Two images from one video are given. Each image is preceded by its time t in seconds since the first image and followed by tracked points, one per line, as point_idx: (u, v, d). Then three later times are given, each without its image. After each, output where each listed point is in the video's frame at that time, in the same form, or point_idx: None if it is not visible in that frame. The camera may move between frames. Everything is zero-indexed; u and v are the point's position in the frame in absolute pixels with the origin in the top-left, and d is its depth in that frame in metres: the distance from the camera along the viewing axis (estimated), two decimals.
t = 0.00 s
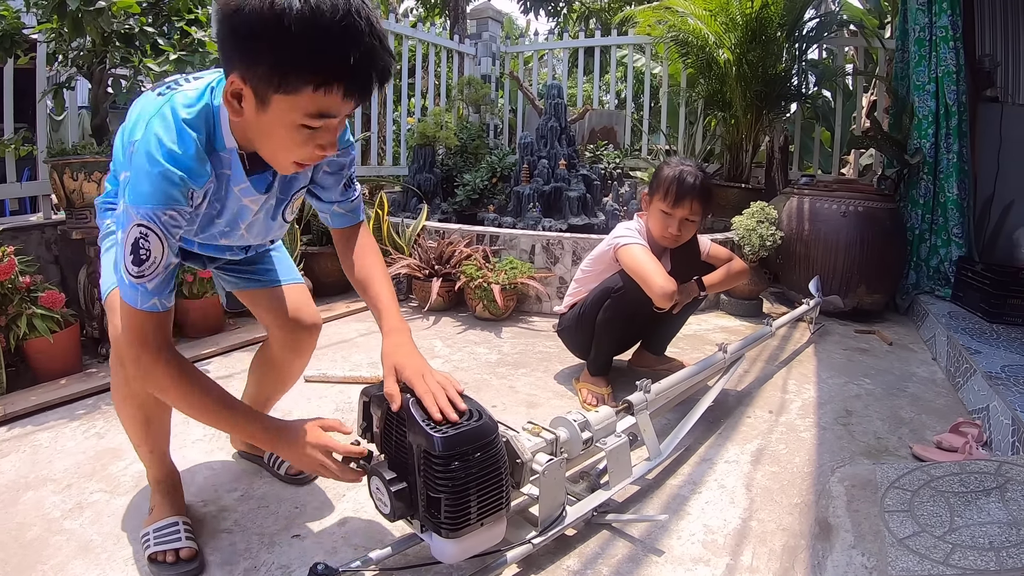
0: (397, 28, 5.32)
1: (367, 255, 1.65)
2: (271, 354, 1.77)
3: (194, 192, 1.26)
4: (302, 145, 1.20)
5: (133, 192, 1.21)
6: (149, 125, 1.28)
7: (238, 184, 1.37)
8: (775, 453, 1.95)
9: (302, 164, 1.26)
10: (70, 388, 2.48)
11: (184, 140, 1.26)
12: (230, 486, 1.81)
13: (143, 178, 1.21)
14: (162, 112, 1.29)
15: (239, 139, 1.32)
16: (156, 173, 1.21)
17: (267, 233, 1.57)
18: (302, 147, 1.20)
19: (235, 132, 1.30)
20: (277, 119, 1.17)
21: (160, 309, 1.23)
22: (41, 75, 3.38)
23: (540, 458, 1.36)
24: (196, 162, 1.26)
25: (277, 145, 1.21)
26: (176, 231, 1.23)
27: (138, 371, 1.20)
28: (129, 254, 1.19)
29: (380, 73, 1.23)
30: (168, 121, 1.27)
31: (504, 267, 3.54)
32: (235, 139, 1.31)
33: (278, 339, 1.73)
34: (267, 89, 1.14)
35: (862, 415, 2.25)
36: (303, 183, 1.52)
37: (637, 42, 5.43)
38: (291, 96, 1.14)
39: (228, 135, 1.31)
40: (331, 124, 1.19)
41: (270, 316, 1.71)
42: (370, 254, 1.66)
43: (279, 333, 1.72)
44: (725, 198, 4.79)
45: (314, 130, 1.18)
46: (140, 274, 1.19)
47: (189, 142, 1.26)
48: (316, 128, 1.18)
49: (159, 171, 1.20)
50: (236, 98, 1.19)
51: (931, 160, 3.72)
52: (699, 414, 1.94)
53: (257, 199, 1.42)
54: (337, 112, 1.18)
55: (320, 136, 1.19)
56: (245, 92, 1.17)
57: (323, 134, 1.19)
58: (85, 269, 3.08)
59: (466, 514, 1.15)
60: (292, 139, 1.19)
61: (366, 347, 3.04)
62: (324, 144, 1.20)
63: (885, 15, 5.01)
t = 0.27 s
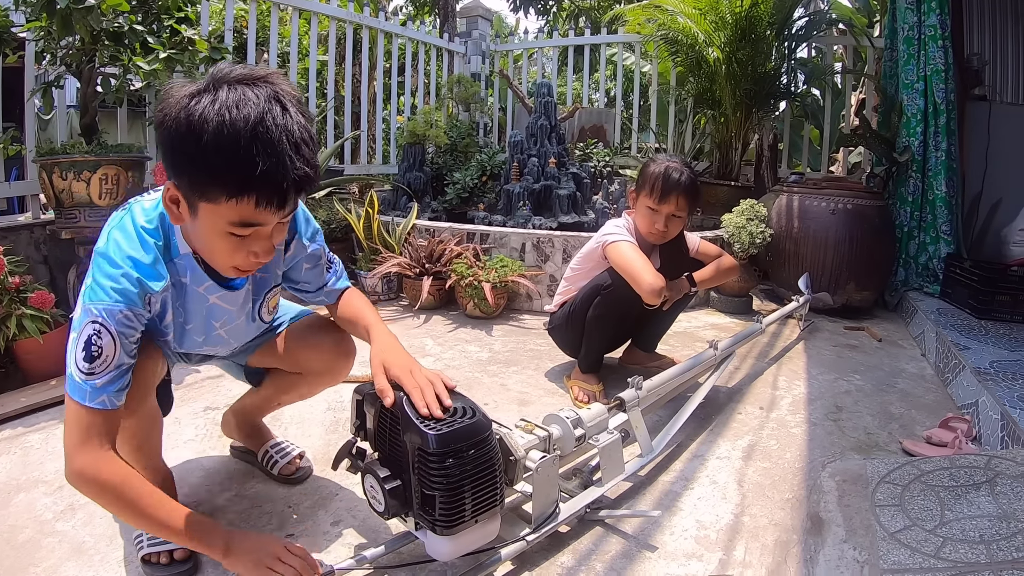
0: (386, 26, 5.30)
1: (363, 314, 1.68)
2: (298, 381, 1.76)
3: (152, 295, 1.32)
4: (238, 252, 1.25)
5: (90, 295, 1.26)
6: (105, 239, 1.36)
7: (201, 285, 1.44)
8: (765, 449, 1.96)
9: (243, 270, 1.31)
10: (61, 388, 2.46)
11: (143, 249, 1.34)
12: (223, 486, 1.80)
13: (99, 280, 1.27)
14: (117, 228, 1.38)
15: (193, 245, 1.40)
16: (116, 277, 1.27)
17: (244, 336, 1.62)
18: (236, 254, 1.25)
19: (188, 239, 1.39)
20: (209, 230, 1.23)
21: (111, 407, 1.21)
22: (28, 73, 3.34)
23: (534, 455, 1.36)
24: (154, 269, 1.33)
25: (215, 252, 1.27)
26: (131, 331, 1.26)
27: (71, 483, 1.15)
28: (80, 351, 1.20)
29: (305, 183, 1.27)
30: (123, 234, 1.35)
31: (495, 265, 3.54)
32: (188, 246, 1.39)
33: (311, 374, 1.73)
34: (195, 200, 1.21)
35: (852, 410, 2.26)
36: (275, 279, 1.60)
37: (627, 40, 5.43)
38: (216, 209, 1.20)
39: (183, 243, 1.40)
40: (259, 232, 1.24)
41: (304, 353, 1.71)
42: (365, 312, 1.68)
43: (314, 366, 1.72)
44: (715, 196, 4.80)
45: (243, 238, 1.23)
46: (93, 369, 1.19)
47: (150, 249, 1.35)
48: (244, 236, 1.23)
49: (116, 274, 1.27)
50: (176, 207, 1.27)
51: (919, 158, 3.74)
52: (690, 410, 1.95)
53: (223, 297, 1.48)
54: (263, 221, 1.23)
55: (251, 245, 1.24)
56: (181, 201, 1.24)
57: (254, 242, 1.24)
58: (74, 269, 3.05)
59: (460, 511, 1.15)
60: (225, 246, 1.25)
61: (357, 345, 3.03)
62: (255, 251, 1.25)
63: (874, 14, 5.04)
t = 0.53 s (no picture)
0: (365, 21, 5.25)
1: (345, 304, 1.66)
2: (278, 361, 1.76)
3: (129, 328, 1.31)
4: (235, 256, 1.26)
5: (66, 338, 1.23)
6: (72, 284, 1.33)
7: (178, 318, 1.42)
8: (749, 440, 1.97)
9: (237, 278, 1.32)
10: (39, 391, 2.40)
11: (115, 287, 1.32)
12: (207, 487, 1.77)
13: (75, 320, 1.25)
14: (83, 271, 1.34)
15: (165, 279, 1.39)
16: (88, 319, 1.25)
17: (230, 361, 1.61)
18: (232, 262, 1.26)
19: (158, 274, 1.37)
20: (198, 251, 1.23)
21: (99, 427, 1.19)
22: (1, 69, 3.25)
23: (518, 449, 1.34)
24: (128, 307, 1.31)
25: (208, 272, 1.27)
26: (111, 368, 1.24)
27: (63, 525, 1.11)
28: (62, 391, 1.17)
29: (271, 169, 1.33)
30: (91, 277, 1.32)
31: (475, 260, 3.53)
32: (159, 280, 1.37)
33: (292, 349, 1.75)
34: (179, 229, 1.20)
35: (833, 401, 2.28)
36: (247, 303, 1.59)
37: (606, 35, 5.43)
38: (203, 224, 1.20)
39: (153, 279, 1.38)
40: (246, 230, 1.27)
41: (284, 329, 1.72)
42: (347, 301, 1.67)
43: (294, 341, 1.74)
44: (694, 190, 4.82)
45: (234, 242, 1.25)
46: (75, 408, 1.16)
47: (121, 284, 1.33)
48: (235, 240, 1.25)
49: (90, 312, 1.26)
50: (154, 249, 1.24)
51: (898, 151, 3.78)
52: (673, 403, 1.95)
53: (201, 326, 1.46)
54: (248, 218, 1.26)
55: (242, 246, 1.27)
56: (160, 240, 1.22)
57: (244, 242, 1.27)
58: (52, 269, 2.98)
59: (446, 506, 1.13)
60: (219, 261, 1.25)
61: (338, 342, 3.00)
62: (248, 250, 1.28)
63: (850, 10, 5.09)
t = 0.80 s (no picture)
0: (339, 13, 5.15)
1: (314, 308, 1.61)
2: (226, 347, 1.67)
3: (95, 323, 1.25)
4: (204, 249, 1.21)
5: (28, 333, 1.17)
6: (34, 278, 1.26)
7: (140, 317, 1.36)
8: (731, 430, 1.96)
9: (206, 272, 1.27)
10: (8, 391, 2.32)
11: (80, 280, 1.26)
12: (181, 487, 1.71)
13: (37, 316, 1.19)
14: (45, 265, 1.28)
15: (131, 275, 1.33)
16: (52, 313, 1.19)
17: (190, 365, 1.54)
18: (201, 256, 1.21)
19: (124, 268, 1.32)
20: (167, 244, 1.18)
21: (64, 425, 1.14)
22: None
23: (499, 441, 1.31)
24: (95, 300, 1.25)
25: (176, 268, 1.21)
26: (79, 364, 1.19)
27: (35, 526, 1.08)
28: (26, 390, 1.12)
29: (238, 160, 1.28)
30: (55, 270, 1.26)
31: (452, 253, 3.49)
32: (125, 275, 1.32)
33: (240, 333, 1.66)
34: (147, 222, 1.14)
35: (814, 390, 2.29)
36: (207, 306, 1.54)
37: (583, 27, 5.40)
38: (172, 217, 1.15)
39: (118, 274, 1.32)
40: (216, 222, 1.22)
41: (229, 311, 1.63)
42: (316, 305, 1.62)
43: (241, 323, 1.65)
44: (671, 182, 4.82)
45: (204, 234, 1.20)
46: (40, 407, 1.11)
47: (85, 278, 1.27)
48: (204, 233, 1.20)
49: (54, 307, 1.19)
50: (121, 245, 1.18)
51: (874, 143, 3.80)
52: (654, 394, 1.93)
53: (163, 327, 1.40)
54: (217, 209, 1.21)
55: (212, 238, 1.22)
56: (128, 235, 1.16)
57: (214, 235, 1.22)
58: (19, 265, 2.89)
59: (426, 502, 1.09)
60: (189, 255, 1.20)
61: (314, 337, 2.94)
62: (218, 243, 1.23)
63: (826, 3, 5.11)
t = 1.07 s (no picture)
0: (312, 7, 5.07)
1: (292, 306, 1.56)
2: (204, 348, 1.63)
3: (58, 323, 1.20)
4: (160, 243, 1.15)
5: None
6: None
7: (107, 317, 1.30)
8: (711, 421, 1.95)
9: (170, 268, 1.21)
10: None
11: (43, 281, 1.21)
12: (156, 490, 1.67)
13: None
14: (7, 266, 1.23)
15: (94, 275, 1.27)
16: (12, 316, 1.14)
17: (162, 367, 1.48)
18: (159, 251, 1.15)
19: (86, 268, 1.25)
20: (120, 242, 1.12)
21: (32, 428, 1.11)
22: None
23: (478, 437, 1.29)
24: (56, 302, 1.20)
25: (135, 265, 1.16)
26: (42, 365, 1.14)
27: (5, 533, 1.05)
28: None
29: (192, 147, 1.22)
30: (17, 270, 1.21)
31: (427, 248, 3.47)
32: (88, 275, 1.26)
33: (217, 333, 1.62)
34: (95, 218, 1.10)
35: (792, 380, 2.30)
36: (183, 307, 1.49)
37: (558, 21, 5.38)
38: (119, 210, 1.10)
39: (80, 274, 1.26)
40: (172, 214, 1.16)
41: (206, 311, 1.58)
42: (295, 303, 1.57)
43: (219, 324, 1.61)
44: (647, 175, 4.83)
45: (158, 228, 1.14)
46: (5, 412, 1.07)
47: (46, 278, 1.22)
48: (159, 226, 1.14)
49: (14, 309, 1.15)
50: (76, 244, 1.13)
51: (849, 135, 3.84)
52: (633, 386, 1.93)
53: (131, 326, 1.34)
54: (170, 200, 1.15)
55: (169, 231, 1.16)
56: (80, 233, 1.12)
57: (171, 228, 1.16)
58: None
59: (406, 501, 1.07)
60: (144, 251, 1.14)
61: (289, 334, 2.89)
62: (176, 237, 1.16)
63: None
